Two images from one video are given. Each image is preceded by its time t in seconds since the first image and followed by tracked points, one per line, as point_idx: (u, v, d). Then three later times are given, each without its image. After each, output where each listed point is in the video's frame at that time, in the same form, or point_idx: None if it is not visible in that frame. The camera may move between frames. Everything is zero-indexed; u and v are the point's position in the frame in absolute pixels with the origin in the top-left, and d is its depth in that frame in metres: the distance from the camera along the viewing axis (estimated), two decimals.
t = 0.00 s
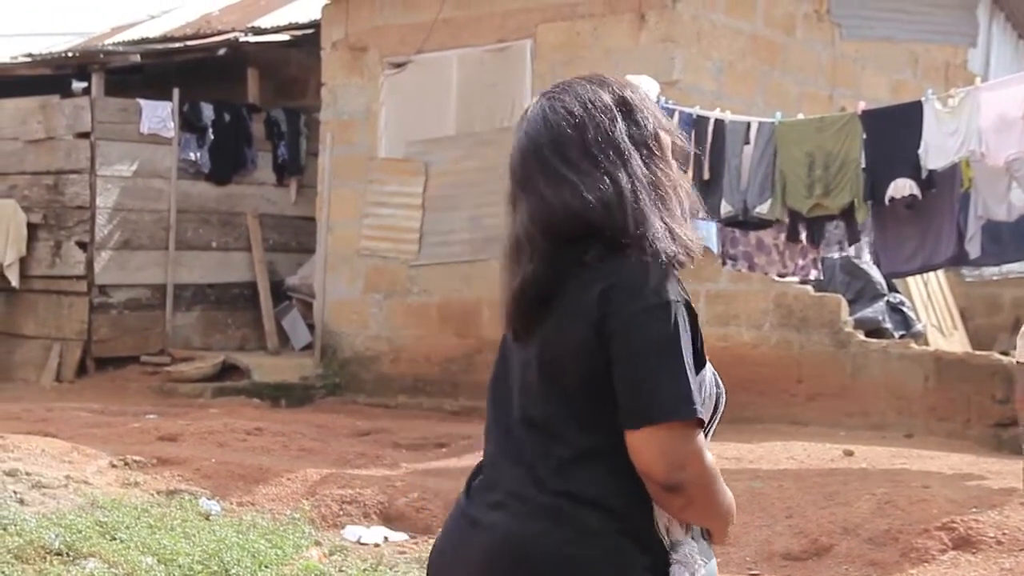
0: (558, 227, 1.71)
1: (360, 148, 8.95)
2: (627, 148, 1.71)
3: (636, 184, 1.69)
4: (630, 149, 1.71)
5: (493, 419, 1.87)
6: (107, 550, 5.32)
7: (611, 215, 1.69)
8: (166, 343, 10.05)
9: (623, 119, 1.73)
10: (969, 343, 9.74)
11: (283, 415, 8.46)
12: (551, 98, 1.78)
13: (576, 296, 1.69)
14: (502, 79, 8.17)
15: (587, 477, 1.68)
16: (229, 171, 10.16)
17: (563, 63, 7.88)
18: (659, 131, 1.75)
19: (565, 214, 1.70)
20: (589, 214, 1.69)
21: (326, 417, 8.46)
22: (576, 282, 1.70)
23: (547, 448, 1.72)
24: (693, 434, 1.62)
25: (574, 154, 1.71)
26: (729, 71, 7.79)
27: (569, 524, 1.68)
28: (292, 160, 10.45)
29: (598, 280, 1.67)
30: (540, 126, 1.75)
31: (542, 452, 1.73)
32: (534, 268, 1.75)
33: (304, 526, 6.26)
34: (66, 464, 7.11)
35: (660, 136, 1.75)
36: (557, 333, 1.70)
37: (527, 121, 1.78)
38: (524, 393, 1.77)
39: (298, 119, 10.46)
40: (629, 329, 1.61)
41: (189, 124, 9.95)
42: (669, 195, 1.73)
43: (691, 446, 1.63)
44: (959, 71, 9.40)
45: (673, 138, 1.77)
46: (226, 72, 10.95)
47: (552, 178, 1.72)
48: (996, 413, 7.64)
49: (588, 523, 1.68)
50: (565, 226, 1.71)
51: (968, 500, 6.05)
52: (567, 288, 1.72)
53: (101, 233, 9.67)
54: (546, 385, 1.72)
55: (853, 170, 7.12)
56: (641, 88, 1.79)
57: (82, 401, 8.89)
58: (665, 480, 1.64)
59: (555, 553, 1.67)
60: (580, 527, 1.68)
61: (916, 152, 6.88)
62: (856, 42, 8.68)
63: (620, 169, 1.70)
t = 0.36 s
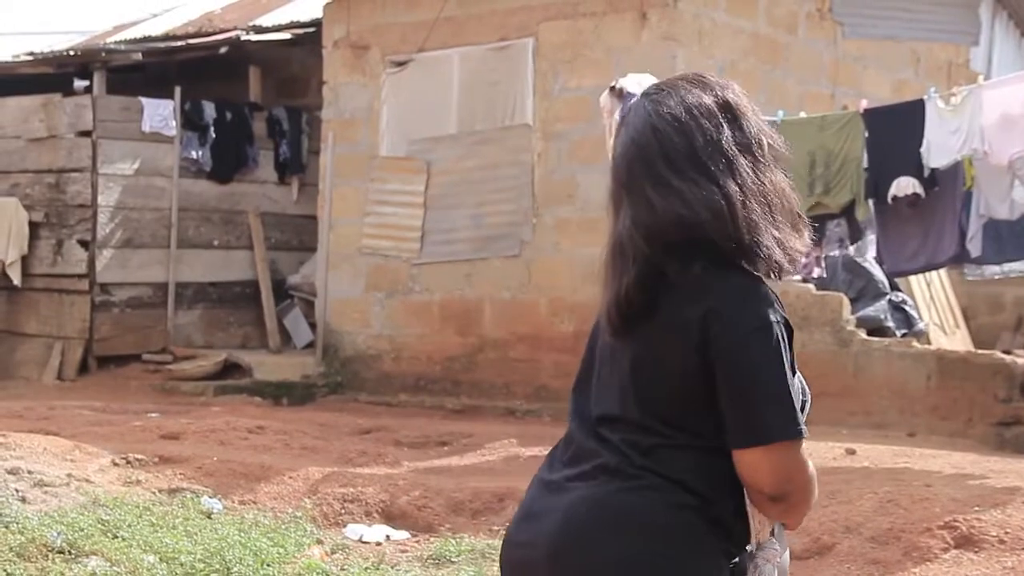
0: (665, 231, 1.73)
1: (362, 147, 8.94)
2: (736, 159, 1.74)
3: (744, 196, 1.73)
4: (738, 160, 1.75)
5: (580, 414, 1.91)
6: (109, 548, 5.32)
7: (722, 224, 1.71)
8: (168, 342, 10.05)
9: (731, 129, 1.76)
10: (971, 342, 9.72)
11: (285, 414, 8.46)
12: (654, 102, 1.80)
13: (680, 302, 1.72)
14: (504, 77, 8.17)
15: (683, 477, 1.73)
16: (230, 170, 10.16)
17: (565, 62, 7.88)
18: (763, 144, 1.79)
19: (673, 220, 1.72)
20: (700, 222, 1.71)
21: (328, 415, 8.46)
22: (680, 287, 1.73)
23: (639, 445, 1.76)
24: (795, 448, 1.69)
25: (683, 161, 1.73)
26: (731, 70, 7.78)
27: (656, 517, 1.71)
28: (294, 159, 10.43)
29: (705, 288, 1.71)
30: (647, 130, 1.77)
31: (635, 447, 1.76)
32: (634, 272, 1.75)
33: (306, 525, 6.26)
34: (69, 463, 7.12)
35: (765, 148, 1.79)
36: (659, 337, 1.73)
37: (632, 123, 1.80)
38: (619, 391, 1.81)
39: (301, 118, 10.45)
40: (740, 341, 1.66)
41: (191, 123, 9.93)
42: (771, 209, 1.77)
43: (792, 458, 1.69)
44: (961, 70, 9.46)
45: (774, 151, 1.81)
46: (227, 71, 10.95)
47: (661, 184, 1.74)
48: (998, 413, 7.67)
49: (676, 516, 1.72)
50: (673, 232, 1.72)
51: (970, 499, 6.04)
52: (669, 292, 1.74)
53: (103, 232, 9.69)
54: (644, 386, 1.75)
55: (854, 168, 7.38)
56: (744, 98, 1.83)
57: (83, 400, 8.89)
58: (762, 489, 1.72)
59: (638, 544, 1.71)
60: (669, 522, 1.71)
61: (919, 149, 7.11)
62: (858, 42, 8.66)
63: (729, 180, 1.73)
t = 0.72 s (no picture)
0: (686, 189, 1.80)
1: (363, 140, 8.93)
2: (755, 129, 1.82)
3: (766, 168, 1.82)
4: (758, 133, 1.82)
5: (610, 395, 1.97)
6: (110, 543, 5.32)
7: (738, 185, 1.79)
8: (169, 335, 10.04)
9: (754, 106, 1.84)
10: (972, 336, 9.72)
11: (286, 407, 8.47)
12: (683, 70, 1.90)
13: (712, 275, 1.79)
14: (505, 71, 8.16)
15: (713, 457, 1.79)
16: (232, 164, 10.14)
17: (567, 56, 7.87)
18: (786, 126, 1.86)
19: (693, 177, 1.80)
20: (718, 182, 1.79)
21: (329, 409, 8.47)
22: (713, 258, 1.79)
23: (673, 424, 1.83)
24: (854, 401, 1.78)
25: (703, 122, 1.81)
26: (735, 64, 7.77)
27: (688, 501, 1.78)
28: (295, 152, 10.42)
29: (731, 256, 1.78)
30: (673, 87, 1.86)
31: (664, 420, 1.83)
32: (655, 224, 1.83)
33: (307, 519, 6.25)
34: (70, 456, 7.13)
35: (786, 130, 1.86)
36: (691, 310, 1.80)
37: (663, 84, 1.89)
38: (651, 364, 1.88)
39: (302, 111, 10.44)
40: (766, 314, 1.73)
41: (192, 116, 9.92)
42: (788, 183, 1.85)
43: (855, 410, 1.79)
44: (963, 65, 9.43)
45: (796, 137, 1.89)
46: (229, 64, 10.94)
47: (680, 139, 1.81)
48: (999, 408, 7.63)
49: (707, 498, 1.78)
50: (690, 187, 1.80)
51: (972, 493, 6.04)
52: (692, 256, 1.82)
53: (104, 226, 9.69)
54: (676, 363, 1.82)
55: (855, 163, 7.43)
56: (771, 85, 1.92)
57: (84, 393, 8.89)
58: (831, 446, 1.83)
59: (672, 530, 1.77)
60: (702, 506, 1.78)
61: (920, 144, 7.14)
62: (861, 35, 8.65)
63: (749, 142, 1.81)
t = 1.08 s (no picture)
0: (651, 202, 1.97)
1: (330, 139, 8.93)
2: (709, 138, 1.99)
3: (724, 175, 2.00)
4: (711, 141, 2.00)
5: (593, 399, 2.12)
6: (72, 543, 5.27)
7: (696, 195, 1.97)
8: (134, 335, 9.97)
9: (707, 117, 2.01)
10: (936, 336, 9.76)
11: (252, 407, 8.43)
12: (637, 91, 2.07)
13: (690, 280, 1.96)
14: (473, 70, 8.19)
15: (696, 453, 1.97)
16: (198, 163, 10.13)
17: (536, 54, 7.90)
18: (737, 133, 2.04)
19: (655, 191, 1.96)
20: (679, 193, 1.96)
21: (295, 408, 8.44)
22: (687, 264, 1.97)
23: (657, 426, 1.99)
24: (834, 363, 2.01)
25: (662, 137, 1.97)
26: (702, 62, 7.81)
27: (679, 498, 1.96)
28: (262, 151, 10.40)
29: (699, 261, 1.96)
30: (629, 105, 2.02)
31: (645, 424, 2.00)
32: (619, 238, 2.00)
33: (272, 518, 6.22)
34: (33, 455, 7.07)
35: (739, 136, 2.04)
36: (666, 318, 1.97)
37: (619, 105, 2.05)
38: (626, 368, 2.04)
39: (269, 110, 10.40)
40: (735, 313, 1.93)
41: (158, 114, 9.90)
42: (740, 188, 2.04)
43: (838, 370, 2.02)
44: (927, 65, 9.51)
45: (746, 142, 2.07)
46: (197, 62, 10.90)
47: (640, 153, 1.97)
48: (961, 406, 7.69)
49: (697, 494, 1.96)
50: (652, 201, 1.97)
51: (934, 491, 6.08)
52: (660, 263, 2.00)
53: (68, 224, 9.62)
54: (655, 368, 1.99)
55: (824, 161, 7.46)
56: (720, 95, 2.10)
57: (48, 393, 8.82)
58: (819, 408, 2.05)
59: (670, 527, 1.95)
60: (694, 500, 1.96)
61: (885, 144, 7.24)
62: (827, 35, 8.72)
63: (704, 151, 1.98)
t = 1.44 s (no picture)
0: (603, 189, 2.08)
1: (289, 138, 8.89)
2: (668, 125, 2.08)
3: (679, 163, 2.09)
4: (670, 128, 2.08)
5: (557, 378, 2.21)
6: (26, 544, 5.21)
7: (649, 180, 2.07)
8: (90, 334, 9.90)
9: (669, 106, 2.10)
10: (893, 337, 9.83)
11: (210, 407, 8.39)
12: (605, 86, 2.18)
13: (640, 258, 2.05)
14: (433, 71, 8.17)
15: (645, 424, 2.04)
16: (156, 161, 10.09)
17: (495, 55, 7.89)
18: (699, 122, 2.12)
19: (607, 178, 2.09)
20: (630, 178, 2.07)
21: (253, 408, 8.41)
22: (639, 243, 2.06)
23: (611, 399, 2.07)
24: (779, 327, 2.07)
25: (617, 127, 2.09)
26: (661, 64, 7.82)
27: (628, 468, 2.03)
28: (220, 150, 10.34)
29: (648, 241, 2.05)
30: (592, 100, 2.14)
31: (598, 399, 2.09)
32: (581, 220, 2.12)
33: (229, 519, 6.18)
34: None
35: (701, 126, 2.12)
36: (620, 294, 2.06)
37: (584, 101, 2.18)
38: (584, 347, 2.14)
39: (227, 109, 10.32)
40: (682, 287, 2.01)
41: (115, 113, 9.84)
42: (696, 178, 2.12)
43: (783, 332, 2.08)
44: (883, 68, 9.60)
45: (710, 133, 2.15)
46: (155, 60, 10.85)
47: (595, 144, 2.10)
48: (916, 407, 7.75)
49: (645, 464, 2.02)
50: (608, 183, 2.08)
51: (889, 492, 6.12)
52: (614, 245, 2.10)
53: (23, 223, 9.55)
54: (609, 342, 2.08)
55: (783, 163, 7.44)
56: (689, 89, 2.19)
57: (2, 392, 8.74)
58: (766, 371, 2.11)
59: (623, 494, 2.02)
60: (642, 470, 2.02)
61: (842, 147, 7.25)
62: (785, 38, 8.76)
63: (660, 139, 2.07)
